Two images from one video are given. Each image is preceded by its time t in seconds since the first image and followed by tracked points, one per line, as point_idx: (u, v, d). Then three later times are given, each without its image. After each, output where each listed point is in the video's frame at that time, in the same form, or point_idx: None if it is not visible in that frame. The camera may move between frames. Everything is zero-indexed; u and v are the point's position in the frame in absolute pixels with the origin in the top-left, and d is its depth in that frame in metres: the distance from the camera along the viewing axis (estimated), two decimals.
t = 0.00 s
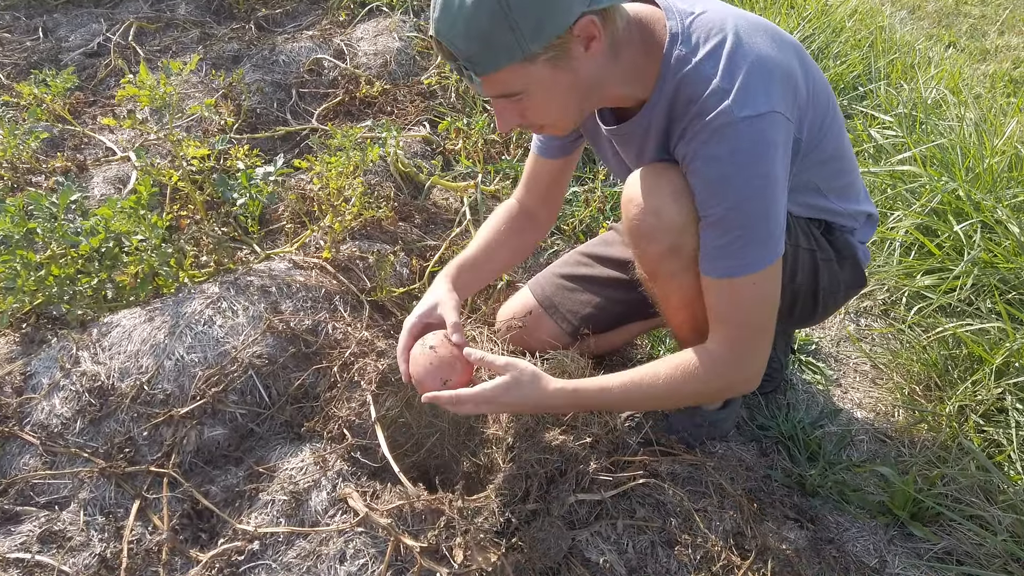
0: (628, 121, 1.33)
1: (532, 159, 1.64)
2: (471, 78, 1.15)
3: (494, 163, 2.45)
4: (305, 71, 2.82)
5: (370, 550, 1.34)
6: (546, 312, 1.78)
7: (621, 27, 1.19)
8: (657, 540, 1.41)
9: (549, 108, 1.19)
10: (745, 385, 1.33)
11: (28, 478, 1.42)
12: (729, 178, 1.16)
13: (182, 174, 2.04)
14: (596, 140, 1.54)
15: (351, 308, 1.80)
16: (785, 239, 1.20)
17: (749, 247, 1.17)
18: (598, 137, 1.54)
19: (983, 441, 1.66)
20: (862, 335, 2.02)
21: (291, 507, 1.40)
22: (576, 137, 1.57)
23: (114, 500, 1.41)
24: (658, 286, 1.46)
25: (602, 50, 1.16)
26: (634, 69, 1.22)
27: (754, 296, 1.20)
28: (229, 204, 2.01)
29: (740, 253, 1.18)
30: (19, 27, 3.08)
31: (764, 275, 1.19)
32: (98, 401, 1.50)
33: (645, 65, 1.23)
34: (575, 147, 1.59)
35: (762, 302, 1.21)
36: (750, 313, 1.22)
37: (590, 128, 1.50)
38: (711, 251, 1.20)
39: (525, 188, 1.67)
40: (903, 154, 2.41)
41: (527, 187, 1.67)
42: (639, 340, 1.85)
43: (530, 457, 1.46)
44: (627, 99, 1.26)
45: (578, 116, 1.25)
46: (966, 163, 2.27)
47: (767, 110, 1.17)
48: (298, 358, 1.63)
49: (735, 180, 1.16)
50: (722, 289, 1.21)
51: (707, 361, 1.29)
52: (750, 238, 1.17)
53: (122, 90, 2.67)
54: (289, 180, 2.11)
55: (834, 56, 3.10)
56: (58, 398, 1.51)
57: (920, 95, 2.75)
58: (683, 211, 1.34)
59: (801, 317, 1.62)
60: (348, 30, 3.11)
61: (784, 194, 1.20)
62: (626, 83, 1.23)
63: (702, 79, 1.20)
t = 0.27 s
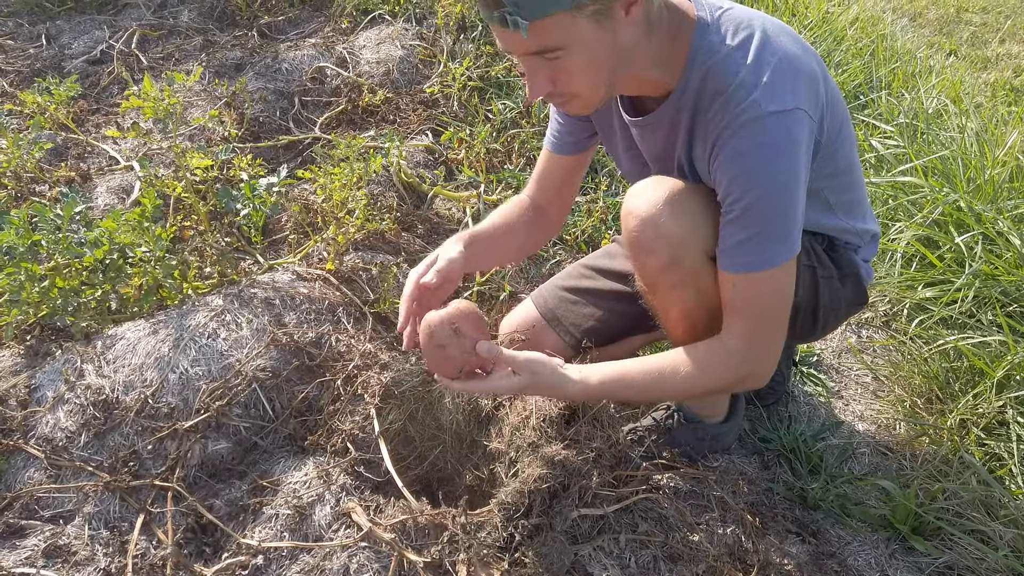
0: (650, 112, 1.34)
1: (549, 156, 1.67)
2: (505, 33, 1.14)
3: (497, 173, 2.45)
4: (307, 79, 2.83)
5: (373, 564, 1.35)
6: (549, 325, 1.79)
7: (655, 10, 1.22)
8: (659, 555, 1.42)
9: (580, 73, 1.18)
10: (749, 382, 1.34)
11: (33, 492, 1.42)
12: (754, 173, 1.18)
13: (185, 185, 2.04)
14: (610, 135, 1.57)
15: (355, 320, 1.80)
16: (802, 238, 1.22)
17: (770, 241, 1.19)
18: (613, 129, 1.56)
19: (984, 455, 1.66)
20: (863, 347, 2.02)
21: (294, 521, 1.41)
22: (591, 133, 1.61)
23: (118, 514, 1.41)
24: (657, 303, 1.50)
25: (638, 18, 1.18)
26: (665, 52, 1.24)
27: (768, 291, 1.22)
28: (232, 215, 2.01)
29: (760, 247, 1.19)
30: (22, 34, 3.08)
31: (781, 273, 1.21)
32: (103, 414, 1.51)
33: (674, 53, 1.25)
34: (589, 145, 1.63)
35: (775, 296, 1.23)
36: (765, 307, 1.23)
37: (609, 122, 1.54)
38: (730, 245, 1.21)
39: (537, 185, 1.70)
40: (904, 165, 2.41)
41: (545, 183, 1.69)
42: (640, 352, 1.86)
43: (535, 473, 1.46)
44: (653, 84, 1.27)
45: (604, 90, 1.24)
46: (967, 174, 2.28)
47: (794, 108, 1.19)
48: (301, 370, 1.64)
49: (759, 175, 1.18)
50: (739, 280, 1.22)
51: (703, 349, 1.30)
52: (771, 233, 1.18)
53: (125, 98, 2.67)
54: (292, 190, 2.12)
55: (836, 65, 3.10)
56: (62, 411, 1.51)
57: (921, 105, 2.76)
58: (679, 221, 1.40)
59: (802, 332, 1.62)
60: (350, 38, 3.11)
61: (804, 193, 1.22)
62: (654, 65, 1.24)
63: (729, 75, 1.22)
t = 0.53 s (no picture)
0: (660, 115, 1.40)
1: (552, 172, 1.76)
2: None
3: (494, 189, 2.47)
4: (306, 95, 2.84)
5: None
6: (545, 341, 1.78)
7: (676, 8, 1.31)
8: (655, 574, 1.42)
9: (640, 18, 1.23)
10: (771, 374, 1.43)
11: (30, 511, 1.43)
12: (766, 173, 1.24)
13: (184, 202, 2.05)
14: (608, 149, 1.66)
15: (352, 337, 1.81)
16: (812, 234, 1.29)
17: (781, 239, 1.25)
18: (614, 140, 1.62)
19: (978, 472, 1.67)
20: (857, 364, 2.03)
21: (290, 539, 1.42)
22: (595, 148, 1.71)
23: (115, 534, 1.42)
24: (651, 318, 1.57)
25: None
26: (680, 55, 1.31)
27: (780, 287, 1.29)
28: (230, 232, 2.02)
29: (772, 245, 1.26)
30: (22, 49, 3.08)
31: (793, 269, 1.28)
32: (100, 433, 1.51)
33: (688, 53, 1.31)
34: (594, 158, 1.73)
35: (789, 292, 1.30)
36: (781, 301, 1.31)
37: (609, 135, 1.62)
38: (743, 243, 1.28)
39: (543, 202, 1.79)
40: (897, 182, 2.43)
41: (548, 199, 1.78)
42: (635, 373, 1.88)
43: (530, 491, 1.46)
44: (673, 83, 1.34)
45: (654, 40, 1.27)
46: (960, 192, 2.29)
47: (800, 108, 1.25)
48: (298, 389, 1.65)
49: (771, 175, 1.24)
50: (753, 277, 1.30)
51: (700, 351, 1.40)
52: (783, 230, 1.25)
53: (125, 114, 2.69)
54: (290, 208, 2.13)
55: (830, 81, 3.13)
56: (60, 429, 1.52)
57: (915, 122, 2.78)
58: (671, 242, 1.45)
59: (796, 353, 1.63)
60: (349, 54, 3.14)
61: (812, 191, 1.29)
62: (675, 61, 1.31)
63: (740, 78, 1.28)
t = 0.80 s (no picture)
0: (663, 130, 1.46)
1: (547, 192, 1.77)
2: None
3: (485, 214, 2.50)
4: (297, 120, 2.87)
5: None
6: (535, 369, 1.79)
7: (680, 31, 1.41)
8: None
9: (648, 26, 1.32)
10: (769, 388, 1.46)
11: (17, 541, 1.42)
12: (773, 182, 1.30)
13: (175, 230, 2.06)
14: (606, 167, 1.70)
15: (342, 364, 1.82)
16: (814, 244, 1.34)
17: (788, 245, 1.31)
18: (610, 159, 1.68)
19: (961, 498, 1.69)
20: (843, 389, 2.05)
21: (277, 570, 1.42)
22: (591, 167, 1.75)
23: (101, 565, 1.42)
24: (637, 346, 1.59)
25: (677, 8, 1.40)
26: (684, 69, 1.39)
27: (786, 292, 1.34)
28: (220, 258, 2.03)
29: (778, 252, 1.31)
30: (15, 74, 3.07)
31: (798, 275, 1.33)
32: (88, 462, 1.51)
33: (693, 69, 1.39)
34: (590, 177, 1.76)
35: (793, 299, 1.35)
36: (786, 308, 1.35)
37: (607, 154, 1.67)
38: (751, 250, 1.33)
39: (538, 222, 1.80)
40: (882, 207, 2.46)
41: (543, 219, 1.79)
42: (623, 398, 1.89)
43: (516, 521, 1.44)
44: (678, 96, 1.40)
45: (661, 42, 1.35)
46: (944, 217, 2.32)
47: (804, 118, 1.32)
48: (286, 417, 1.66)
49: (777, 184, 1.30)
50: (759, 284, 1.34)
51: (718, 360, 1.41)
52: (789, 237, 1.31)
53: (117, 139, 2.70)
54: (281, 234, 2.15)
55: (816, 106, 3.17)
56: (47, 459, 1.52)
57: (899, 147, 2.81)
58: (657, 274, 1.48)
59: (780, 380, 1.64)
60: (341, 79, 3.16)
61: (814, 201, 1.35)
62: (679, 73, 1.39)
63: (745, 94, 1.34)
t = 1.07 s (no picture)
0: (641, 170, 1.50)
1: (528, 229, 1.80)
2: (536, 26, 1.33)
3: (464, 258, 2.52)
4: (279, 165, 2.89)
5: None
6: (512, 416, 1.81)
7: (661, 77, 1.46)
8: None
9: (600, 99, 1.39)
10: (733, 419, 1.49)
11: None
12: (747, 222, 1.34)
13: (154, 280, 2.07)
14: (587, 208, 1.73)
15: (319, 413, 1.82)
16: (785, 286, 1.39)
17: (760, 283, 1.35)
18: (593, 202, 1.71)
19: (934, 543, 1.70)
20: (817, 433, 2.08)
21: None
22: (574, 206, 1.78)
23: None
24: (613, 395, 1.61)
25: (650, 60, 1.43)
26: (662, 114, 1.43)
27: (754, 329, 1.38)
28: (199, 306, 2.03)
29: (749, 290, 1.35)
30: None
31: (767, 313, 1.37)
32: (59, 518, 1.51)
33: (673, 112, 1.43)
34: (573, 216, 1.80)
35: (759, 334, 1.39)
36: (751, 341, 1.39)
37: (589, 194, 1.70)
38: (723, 285, 1.37)
39: (517, 258, 1.82)
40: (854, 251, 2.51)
41: (524, 255, 1.82)
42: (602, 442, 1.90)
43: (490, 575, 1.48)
44: (653, 142, 1.45)
45: (619, 106, 1.40)
46: (914, 260, 2.36)
47: (782, 163, 1.37)
48: (262, 469, 1.65)
49: (751, 225, 1.34)
50: (727, 319, 1.37)
51: (678, 390, 1.44)
52: (760, 276, 1.35)
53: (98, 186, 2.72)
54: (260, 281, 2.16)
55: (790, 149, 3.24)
56: (18, 515, 1.51)
57: (871, 190, 2.88)
58: (627, 326, 1.51)
59: (752, 427, 1.67)
60: (323, 124, 3.20)
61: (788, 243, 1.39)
62: (654, 120, 1.43)
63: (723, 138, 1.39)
